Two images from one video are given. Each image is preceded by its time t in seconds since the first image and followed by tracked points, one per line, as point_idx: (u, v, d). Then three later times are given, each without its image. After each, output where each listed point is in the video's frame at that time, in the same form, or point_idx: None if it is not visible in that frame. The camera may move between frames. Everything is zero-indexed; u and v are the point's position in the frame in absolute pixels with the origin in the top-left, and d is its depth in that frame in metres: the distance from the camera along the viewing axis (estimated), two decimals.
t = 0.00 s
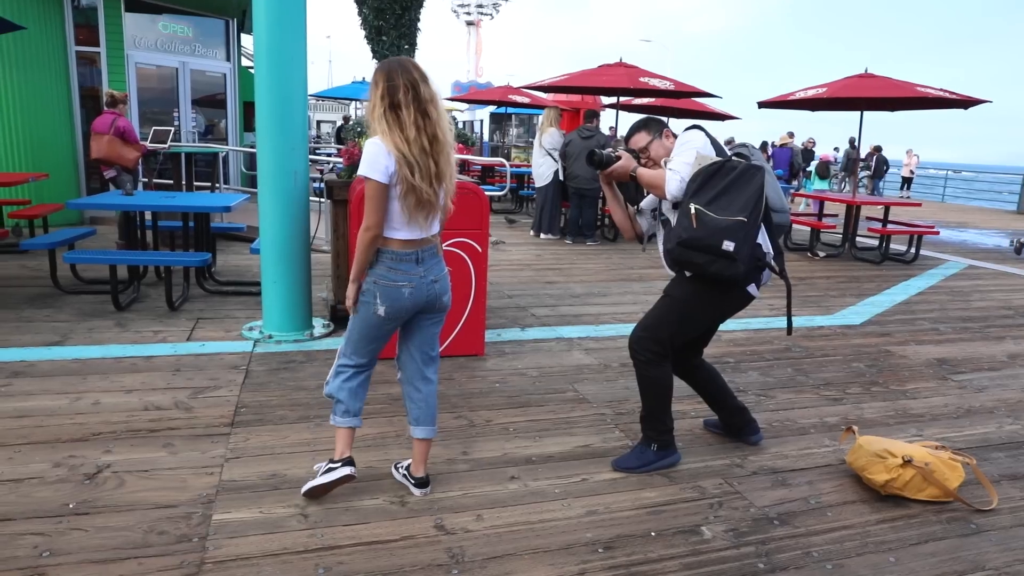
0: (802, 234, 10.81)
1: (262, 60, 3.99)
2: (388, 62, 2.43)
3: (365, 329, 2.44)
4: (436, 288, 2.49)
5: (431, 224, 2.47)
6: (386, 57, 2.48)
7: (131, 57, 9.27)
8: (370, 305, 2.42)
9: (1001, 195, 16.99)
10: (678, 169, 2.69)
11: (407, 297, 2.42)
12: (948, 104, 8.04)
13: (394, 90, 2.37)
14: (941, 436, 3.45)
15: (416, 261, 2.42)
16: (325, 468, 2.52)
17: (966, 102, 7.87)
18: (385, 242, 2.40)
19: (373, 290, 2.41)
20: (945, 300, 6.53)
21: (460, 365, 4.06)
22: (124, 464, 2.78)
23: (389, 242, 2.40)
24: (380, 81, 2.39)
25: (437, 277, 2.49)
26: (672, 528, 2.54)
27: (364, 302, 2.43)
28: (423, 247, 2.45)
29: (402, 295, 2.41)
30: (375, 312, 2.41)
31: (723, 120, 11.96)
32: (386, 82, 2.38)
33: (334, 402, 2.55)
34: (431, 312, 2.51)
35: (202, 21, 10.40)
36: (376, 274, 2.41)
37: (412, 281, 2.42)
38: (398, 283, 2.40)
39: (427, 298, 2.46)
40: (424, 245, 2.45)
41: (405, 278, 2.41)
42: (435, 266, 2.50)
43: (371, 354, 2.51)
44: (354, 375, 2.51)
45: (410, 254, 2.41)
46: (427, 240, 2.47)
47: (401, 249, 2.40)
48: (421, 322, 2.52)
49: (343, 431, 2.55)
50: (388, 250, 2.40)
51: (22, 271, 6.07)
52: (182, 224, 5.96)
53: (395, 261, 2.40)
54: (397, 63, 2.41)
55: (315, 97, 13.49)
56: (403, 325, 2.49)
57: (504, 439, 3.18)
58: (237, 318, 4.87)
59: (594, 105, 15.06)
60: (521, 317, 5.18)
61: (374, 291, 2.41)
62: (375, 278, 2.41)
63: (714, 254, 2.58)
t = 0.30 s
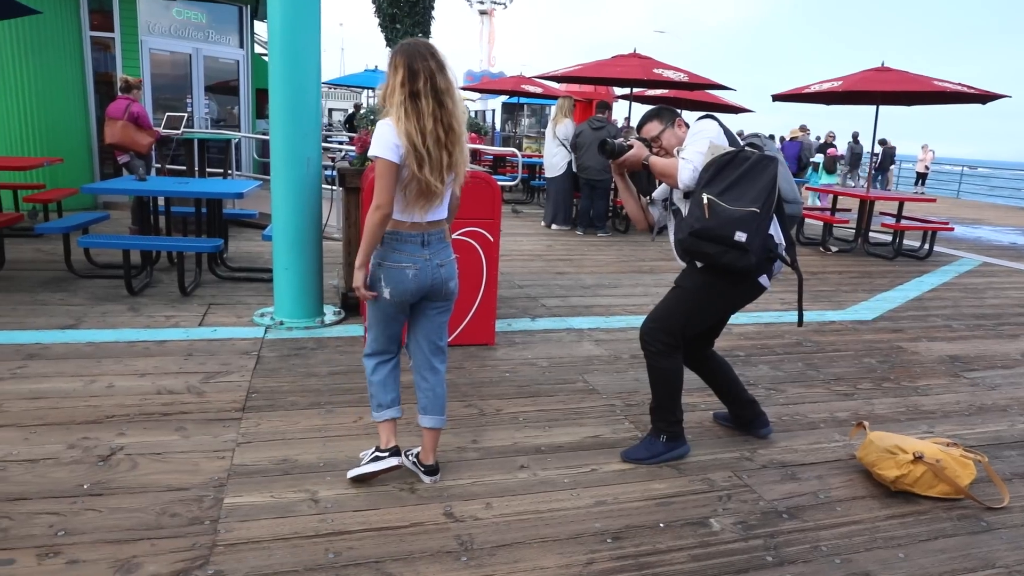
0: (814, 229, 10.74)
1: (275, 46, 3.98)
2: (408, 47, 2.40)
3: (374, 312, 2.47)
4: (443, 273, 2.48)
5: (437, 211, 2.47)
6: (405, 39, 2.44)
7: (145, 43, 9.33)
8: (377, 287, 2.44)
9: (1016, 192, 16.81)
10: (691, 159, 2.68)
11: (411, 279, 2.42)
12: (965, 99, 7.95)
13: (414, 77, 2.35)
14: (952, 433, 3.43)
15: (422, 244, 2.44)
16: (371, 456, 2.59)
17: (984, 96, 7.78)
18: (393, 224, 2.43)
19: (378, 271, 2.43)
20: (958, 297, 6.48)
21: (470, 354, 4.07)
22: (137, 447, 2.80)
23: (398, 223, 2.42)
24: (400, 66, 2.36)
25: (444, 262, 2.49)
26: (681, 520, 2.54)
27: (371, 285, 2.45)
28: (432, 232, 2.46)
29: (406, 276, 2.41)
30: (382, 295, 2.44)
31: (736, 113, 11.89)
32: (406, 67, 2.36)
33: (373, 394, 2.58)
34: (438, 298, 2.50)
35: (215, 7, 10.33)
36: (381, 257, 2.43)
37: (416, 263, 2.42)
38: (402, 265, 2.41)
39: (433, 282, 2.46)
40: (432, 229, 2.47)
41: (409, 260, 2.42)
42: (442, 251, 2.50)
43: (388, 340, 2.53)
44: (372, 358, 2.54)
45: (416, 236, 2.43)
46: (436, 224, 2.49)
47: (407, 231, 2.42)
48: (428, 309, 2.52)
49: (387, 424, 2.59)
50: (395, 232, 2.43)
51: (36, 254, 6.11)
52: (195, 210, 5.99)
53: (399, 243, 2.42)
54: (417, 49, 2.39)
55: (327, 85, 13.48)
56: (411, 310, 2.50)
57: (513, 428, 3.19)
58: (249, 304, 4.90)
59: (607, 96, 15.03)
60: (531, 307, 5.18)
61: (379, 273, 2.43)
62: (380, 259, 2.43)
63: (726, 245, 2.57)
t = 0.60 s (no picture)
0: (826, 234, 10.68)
1: (289, 49, 4.01)
2: (416, 54, 2.39)
3: (382, 315, 2.46)
4: (451, 276, 2.49)
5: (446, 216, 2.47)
6: (414, 46, 2.43)
7: (158, 45, 9.40)
8: (386, 291, 2.43)
9: None
10: (704, 161, 2.68)
11: (421, 283, 2.43)
12: (979, 103, 7.90)
13: (420, 85, 2.35)
14: (966, 440, 3.40)
15: (432, 248, 2.43)
16: (374, 455, 2.57)
17: (999, 101, 7.72)
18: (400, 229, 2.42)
19: (388, 275, 2.43)
20: (971, 303, 6.43)
21: (480, 357, 4.07)
22: (149, 446, 2.82)
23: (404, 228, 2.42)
24: (405, 74, 2.36)
25: (453, 266, 2.49)
26: (691, 525, 2.53)
27: (380, 287, 2.45)
28: (439, 234, 2.45)
29: (417, 280, 2.42)
30: (390, 298, 2.43)
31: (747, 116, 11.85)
32: (412, 75, 2.35)
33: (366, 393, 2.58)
34: (446, 300, 2.52)
35: (230, 10, 10.45)
36: (391, 260, 2.42)
37: (427, 267, 2.42)
38: (413, 269, 2.41)
39: (441, 285, 2.47)
40: (441, 233, 2.46)
41: (419, 264, 2.42)
42: (451, 254, 2.50)
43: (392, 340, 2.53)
44: (373, 357, 2.55)
45: (426, 241, 2.42)
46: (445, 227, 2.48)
47: (417, 235, 2.42)
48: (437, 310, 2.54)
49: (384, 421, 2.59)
50: (402, 236, 2.42)
51: (50, 254, 6.16)
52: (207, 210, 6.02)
53: (410, 246, 2.41)
54: (425, 56, 2.38)
55: (339, 88, 13.54)
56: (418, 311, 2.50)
57: (523, 431, 3.18)
58: (260, 305, 4.92)
59: (617, 99, 15.04)
60: (541, 310, 5.18)
61: (389, 276, 2.42)
62: (390, 263, 2.42)
63: (738, 249, 2.56)
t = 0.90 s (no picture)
0: (829, 236, 10.67)
1: (294, 50, 4.02)
2: (408, 54, 2.32)
3: (361, 311, 2.41)
4: (427, 266, 2.45)
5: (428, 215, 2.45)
6: (407, 44, 2.36)
7: (162, 47, 9.48)
8: (361, 281, 2.41)
9: None
10: (709, 165, 2.67)
11: (395, 270, 2.39)
12: (983, 106, 7.89)
13: (409, 88, 2.29)
14: (970, 443, 3.39)
15: (405, 237, 2.40)
16: (335, 473, 2.61)
17: (1003, 103, 7.70)
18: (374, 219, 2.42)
19: (362, 265, 2.41)
20: (975, 305, 6.42)
21: (483, 359, 4.07)
22: (153, 448, 2.82)
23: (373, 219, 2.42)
24: (395, 75, 2.30)
25: (429, 255, 2.46)
26: (696, 527, 2.53)
27: (356, 279, 2.42)
28: (415, 225, 2.42)
29: (390, 267, 2.38)
30: (366, 288, 2.39)
31: (750, 118, 11.85)
32: (402, 77, 2.29)
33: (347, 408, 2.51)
34: (425, 290, 2.47)
35: (233, 11, 10.41)
36: (365, 250, 2.41)
37: (400, 254, 2.39)
38: (386, 256, 2.39)
39: (416, 274, 2.42)
40: (416, 222, 2.43)
41: (391, 251, 2.39)
42: (428, 246, 2.47)
43: (378, 342, 2.46)
44: (362, 366, 2.45)
45: (399, 229, 2.40)
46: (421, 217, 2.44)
47: (391, 225, 2.40)
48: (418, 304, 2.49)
49: (358, 442, 2.54)
50: (376, 226, 2.41)
51: (55, 256, 6.18)
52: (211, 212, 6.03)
53: (382, 235, 2.40)
54: (417, 58, 2.32)
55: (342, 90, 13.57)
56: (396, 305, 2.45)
57: (527, 433, 3.18)
58: (263, 307, 4.93)
59: (620, 101, 15.05)
60: (544, 312, 5.18)
61: (363, 266, 2.40)
62: (364, 253, 2.41)
63: (742, 252, 2.56)
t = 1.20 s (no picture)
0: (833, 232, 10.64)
1: (299, 42, 4.01)
2: (383, 46, 2.30)
3: (345, 309, 2.40)
4: (403, 260, 2.46)
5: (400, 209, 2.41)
6: (383, 36, 2.33)
7: (166, 40, 9.44)
8: (339, 278, 2.38)
9: None
10: (717, 160, 2.66)
11: (374, 266, 2.38)
12: (989, 101, 7.85)
13: (382, 80, 2.26)
14: (974, 440, 3.39)
15: (381, 232, 2.39)
16: (339, 468, 2.61)
17: (1009, 99, 7.66)
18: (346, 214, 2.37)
19: (339, 262, 2.38)
20: (979, 302, 6.40)
21: (486, 353, 4.07)
22: (157, 441, 2.83)
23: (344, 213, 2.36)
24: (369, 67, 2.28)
25: (405, 249, 2.47)
26: (698, 523, 2.53)
27: (333, 277, 2.39)
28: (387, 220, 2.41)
29: (369, 263, 2.38)
30: (346, 285, 2.37)
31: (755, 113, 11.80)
32: (375, 70, 2.27)
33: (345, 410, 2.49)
34: (402, 284, 2.49)
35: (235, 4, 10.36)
36: (340, 246, 2.38)
37: (378, 250, 2.39)
38: (364, 252, 2.37)
39: (395, 269, 2.44)
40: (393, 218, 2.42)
41: (369, 247, 2.38)
42: (403, 242, 2.47)
43: (365, 338, 2.46)
44: (356, 364, 2.44)
45: (375, 224, 2.38)
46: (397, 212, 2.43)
47: (368, 220, 2.37)
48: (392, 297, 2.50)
49: (359, 441, 2.53)
50: (348, 222, 2.37)
51: (58, 248, 6.19)
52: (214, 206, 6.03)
53: (358, 231, 2.37)
54: (391, 51, 2.30)
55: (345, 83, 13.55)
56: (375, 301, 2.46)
57: (530, 428, 3.18)
58: (266, 300, 4.93)
59: (624, 95, 15.01)
60: (547, 307, 5.17)
61: (341, 263, 2.38)
62: (340, 249, 2.38)
63: (749, 247, 2.55)
